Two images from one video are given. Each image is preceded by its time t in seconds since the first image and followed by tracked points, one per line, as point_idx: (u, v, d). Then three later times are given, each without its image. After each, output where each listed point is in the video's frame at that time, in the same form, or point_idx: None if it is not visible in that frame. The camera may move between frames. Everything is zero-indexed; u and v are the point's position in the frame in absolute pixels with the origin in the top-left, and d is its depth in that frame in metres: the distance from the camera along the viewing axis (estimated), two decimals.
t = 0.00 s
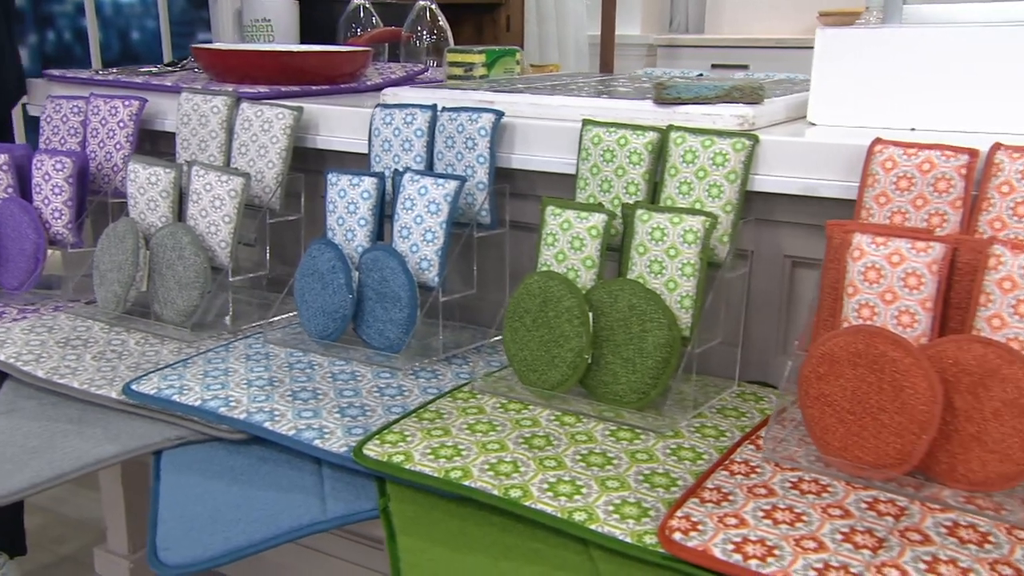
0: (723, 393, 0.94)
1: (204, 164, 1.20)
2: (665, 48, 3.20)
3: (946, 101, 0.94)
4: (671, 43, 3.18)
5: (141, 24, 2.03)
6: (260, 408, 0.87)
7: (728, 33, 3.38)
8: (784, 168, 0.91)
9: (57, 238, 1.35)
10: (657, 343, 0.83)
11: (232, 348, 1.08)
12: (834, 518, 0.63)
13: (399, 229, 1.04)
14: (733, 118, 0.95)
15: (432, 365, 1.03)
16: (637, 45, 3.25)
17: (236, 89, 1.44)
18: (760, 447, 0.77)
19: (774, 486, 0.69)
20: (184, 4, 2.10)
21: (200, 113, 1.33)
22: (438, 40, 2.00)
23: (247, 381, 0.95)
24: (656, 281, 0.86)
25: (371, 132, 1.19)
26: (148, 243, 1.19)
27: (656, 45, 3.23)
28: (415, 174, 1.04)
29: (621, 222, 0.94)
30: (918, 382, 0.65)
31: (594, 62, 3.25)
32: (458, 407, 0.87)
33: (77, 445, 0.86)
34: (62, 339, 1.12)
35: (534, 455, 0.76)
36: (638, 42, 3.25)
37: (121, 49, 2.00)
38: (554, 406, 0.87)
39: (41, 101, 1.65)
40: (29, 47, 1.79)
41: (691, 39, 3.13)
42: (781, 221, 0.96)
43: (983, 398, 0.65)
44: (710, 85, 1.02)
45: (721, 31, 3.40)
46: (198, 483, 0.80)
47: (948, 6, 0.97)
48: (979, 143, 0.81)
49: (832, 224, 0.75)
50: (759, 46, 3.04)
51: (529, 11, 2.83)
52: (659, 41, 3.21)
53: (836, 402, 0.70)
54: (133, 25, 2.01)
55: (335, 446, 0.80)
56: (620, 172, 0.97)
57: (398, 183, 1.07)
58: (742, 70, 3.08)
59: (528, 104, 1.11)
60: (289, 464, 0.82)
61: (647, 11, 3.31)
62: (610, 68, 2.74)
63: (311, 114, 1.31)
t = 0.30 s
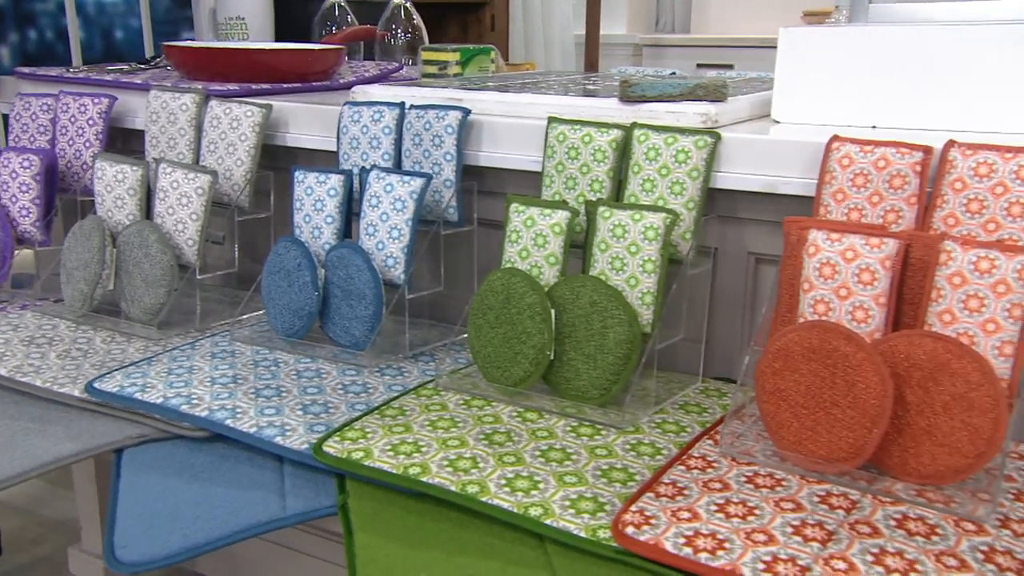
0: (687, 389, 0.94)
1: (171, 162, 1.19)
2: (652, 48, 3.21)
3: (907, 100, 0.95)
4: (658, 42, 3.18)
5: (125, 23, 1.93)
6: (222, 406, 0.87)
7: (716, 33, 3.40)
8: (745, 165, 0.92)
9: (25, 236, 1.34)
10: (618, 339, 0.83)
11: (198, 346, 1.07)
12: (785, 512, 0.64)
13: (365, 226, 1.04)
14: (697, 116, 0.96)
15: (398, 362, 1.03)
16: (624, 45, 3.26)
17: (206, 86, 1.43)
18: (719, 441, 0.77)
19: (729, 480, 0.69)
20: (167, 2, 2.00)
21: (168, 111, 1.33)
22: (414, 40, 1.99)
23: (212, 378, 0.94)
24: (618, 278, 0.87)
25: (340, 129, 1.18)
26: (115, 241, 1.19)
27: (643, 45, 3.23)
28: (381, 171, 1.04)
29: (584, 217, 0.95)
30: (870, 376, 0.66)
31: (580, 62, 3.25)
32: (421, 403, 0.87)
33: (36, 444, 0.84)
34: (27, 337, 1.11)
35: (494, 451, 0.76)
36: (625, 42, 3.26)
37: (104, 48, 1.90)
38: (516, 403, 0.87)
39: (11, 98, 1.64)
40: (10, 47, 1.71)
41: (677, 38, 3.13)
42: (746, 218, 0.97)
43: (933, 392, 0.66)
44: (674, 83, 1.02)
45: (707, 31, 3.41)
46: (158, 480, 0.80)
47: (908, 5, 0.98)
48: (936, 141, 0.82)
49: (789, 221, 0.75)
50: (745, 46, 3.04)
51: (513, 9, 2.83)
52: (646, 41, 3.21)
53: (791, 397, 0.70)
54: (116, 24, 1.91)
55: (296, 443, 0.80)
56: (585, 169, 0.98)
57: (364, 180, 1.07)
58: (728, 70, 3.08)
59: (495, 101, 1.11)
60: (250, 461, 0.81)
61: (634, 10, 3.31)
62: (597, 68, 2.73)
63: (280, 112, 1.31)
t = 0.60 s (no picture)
0: (653, 385, 0.95)
1: (139, 160, 1.19)
2: (638, 47, 3.21)
3: (870, 99, 0.94)
4: (643, 42, 3.19)
5: (109, 22, 1.91)
6: (185, 403, 0.87)
7: (701, 33, 3.41)
8: (709, 162, 0.92)
9: None
10: (580, 335, 0.83)
11: (165, 345, 1.07)
12: (740, 506, 0.64)
13: (332, 223, 1.04)
14: (662, 114, 0.96)
15: (366, 359, 1.03)
16: (611, 44, 3.26)
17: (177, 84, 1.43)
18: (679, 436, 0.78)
19: (686, 475, 0.70)
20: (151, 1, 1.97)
21: (138, 109, 1.32)
22: (390, 38, 1.99)
23: (176, 376, 0.94)
24: (582, 274, 0.87)
25: (309, 127, 1.18)
26: (82, 239, 1.18)
27: (629, 45, 3.24)
28: (348, 169, 1.04)
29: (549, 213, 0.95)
30: (824, 371, 0.67)
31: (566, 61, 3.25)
32: (385, 400, 0.87)
33: None
34: None
35: (455, 447, 0.76)
36: (611, 41, 3.26)
37: (87, 48, 1.87)
38: (480, 399, 0.87)
39: None
40: None
41: (663, 38, 3.14)
42: (711, 215, 0.97)
43: (887, 387, 0.66)
44: (640, 81, 1.03)
45: (694, 32, 3.42)
46: (119, 479, 0.80)
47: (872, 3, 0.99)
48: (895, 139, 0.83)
49: (748, 218, 0.76)
50: (730, 45, 3.05)
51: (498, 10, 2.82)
52: (632, 41, 3.22)
53: (748, 392, 0.71)
54: (100, 23, 1.89)
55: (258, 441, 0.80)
56: (551, 166, 0.98)
57: (331, 178, 1.07)
58: (713, 69, 3.08)
59: (464, 99, 1.11)
60: (212, 459, 0.81)
61: (621, 10, 3.32)
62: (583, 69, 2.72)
63: (250, 109, 1.31)
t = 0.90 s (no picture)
0: (620, 382, 0.95)
1: (109, 157, 1.18)
2: (625, 47, 3.22)
3: (836, 96, 0.94)
4: (630, 41, 3.20)
5: (94, 22, 1.89)
6: (150, 401, 0.86)
7: (688, 33, 3.42)
8: (675, 160, 0.93)
9: None
10: (546, 332, 0.84)
11: (134, 343, 1.07)
12: (698, 500, 0.65)
13: (302, 221, 1.04)
14: (629, 112, 0.96)
15: (335, 357, 1.03)
16: (598, 44, 3.27)
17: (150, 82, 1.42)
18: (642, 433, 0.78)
19: (647, 471, 0.70)
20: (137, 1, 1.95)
21: (109, 107, 1.32)
22: (366, 36, 1.98)
23: (143, 374, 0.94)
24: (548, 272, 0.87)
25: (281, 125, 1.18)
26: (51, 237, 1.17)
27: (616, 44, 3.24)
28: (317, 167, 1.04)
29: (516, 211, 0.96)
30: (782, 366, 0.67)
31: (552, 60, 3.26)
32: (351, 398, 0.87)
33: None
34: None
35: (419, 444, 0.76)
36: (598, 41, 3.27)
37: (71, 48, 1.87)
38: (447, 396, 0.87)
39: None
40: None
41: (649, 37, 3.15)
42: (679, 212, 0.97)
43: (844, 382, 0.67)
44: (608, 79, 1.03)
45: (681, 32, 3.43)
46: (83, 477, 0.79)
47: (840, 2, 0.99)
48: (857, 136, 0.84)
49: (710, 216, 0.76)
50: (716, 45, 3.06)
51: (484, 11, 2.82)
52: (619, 40, 3.23)
53: (709, 387, 0.71)
54: (85, 23, 1.87)
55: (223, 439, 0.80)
56: (519, 164, 0.98)
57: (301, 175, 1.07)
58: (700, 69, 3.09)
59: (435, 97, 1.11)
60: (177, 457, 0.81)
61: (608, 10, 3.33)
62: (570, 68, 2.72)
63: (222, 107, 1.30)
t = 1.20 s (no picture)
0: (591, 380, 0.95)
1: (81, 156, 1.18)
2: (613, 47, 3.22)
3: (806, 94, 0.94)
4: (619, 41, 3.20)
5: (79, 21, 1.88)
6: (119, 400, 0.86)
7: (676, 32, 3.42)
8: (645, 158, 0.93)
9: None
10: (514, 330, 0.84)
11: (106, 343, 1.06)
12: (660, 497, 0.65)
13: (273, 219, 1.04)
14: (600, 110, 0.97)
15: (307, 356, 1.03)
16: (587, 44, 3.28)
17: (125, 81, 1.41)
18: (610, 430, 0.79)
19: (612, 467, 0.71)
20: None
21: (83, 105, 1.31)
22: (345, 35, 1.98)
23: (112, 373, 0.94)
24: (517, 270, 0.87)
25: (255, 124, 1.18)
26: (23, 236, 1.17)
27: (604, 44, 3.25)
28: (289, 165, 1.04)
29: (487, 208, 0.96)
30: (745, 363, 0.68)
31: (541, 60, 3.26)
32: (321, 396, 0.87)
33: None
34: None
35: (386, 442, 0.76)
36: (587, 40, 3.28)
37: (57, 48, 1.85)
38: (417, 394, 0.88)
39: None
40: None
41: (638, 37, 3.15)
42: (651, 211, 0.97)
43: (806, 378, 0.67)
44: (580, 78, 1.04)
45: (669, 32, 3.44)
46: (49, 477, 0.79)
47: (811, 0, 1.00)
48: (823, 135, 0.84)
49: (677, 213, 0.77)
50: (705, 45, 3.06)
51: (473, 11, 2.81)
52: (607, 40, 3.23)
53: (673, 384, 0.72)
54: (71, 22, 1.86)
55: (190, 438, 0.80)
56: (491, 163, 0.98)
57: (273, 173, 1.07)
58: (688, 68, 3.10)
59: (409, 96, 1.11)
60: (145, 456, 0.81)
61: (597, 9, 3.34)
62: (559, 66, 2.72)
63: (197, 106, 1.30)
